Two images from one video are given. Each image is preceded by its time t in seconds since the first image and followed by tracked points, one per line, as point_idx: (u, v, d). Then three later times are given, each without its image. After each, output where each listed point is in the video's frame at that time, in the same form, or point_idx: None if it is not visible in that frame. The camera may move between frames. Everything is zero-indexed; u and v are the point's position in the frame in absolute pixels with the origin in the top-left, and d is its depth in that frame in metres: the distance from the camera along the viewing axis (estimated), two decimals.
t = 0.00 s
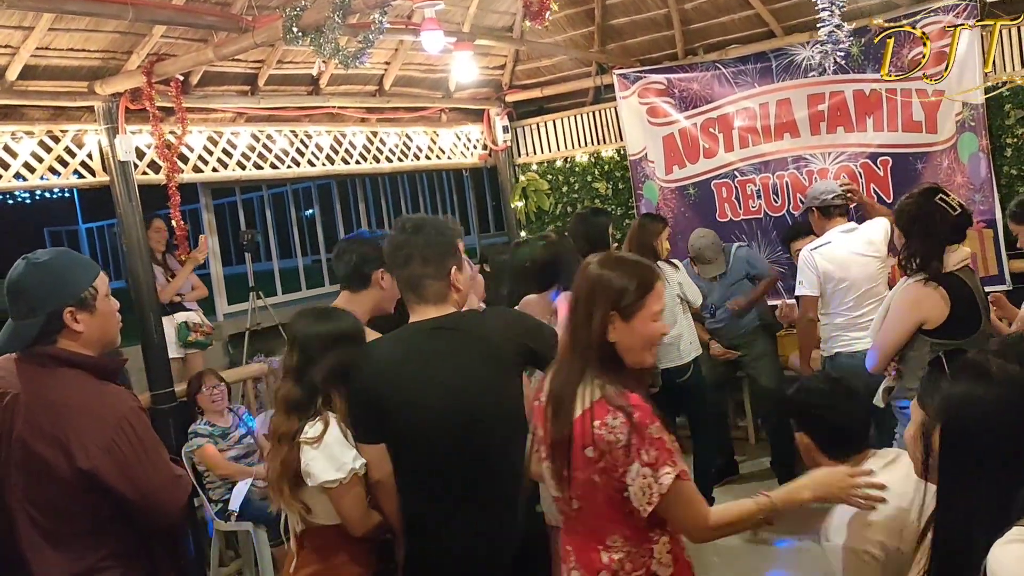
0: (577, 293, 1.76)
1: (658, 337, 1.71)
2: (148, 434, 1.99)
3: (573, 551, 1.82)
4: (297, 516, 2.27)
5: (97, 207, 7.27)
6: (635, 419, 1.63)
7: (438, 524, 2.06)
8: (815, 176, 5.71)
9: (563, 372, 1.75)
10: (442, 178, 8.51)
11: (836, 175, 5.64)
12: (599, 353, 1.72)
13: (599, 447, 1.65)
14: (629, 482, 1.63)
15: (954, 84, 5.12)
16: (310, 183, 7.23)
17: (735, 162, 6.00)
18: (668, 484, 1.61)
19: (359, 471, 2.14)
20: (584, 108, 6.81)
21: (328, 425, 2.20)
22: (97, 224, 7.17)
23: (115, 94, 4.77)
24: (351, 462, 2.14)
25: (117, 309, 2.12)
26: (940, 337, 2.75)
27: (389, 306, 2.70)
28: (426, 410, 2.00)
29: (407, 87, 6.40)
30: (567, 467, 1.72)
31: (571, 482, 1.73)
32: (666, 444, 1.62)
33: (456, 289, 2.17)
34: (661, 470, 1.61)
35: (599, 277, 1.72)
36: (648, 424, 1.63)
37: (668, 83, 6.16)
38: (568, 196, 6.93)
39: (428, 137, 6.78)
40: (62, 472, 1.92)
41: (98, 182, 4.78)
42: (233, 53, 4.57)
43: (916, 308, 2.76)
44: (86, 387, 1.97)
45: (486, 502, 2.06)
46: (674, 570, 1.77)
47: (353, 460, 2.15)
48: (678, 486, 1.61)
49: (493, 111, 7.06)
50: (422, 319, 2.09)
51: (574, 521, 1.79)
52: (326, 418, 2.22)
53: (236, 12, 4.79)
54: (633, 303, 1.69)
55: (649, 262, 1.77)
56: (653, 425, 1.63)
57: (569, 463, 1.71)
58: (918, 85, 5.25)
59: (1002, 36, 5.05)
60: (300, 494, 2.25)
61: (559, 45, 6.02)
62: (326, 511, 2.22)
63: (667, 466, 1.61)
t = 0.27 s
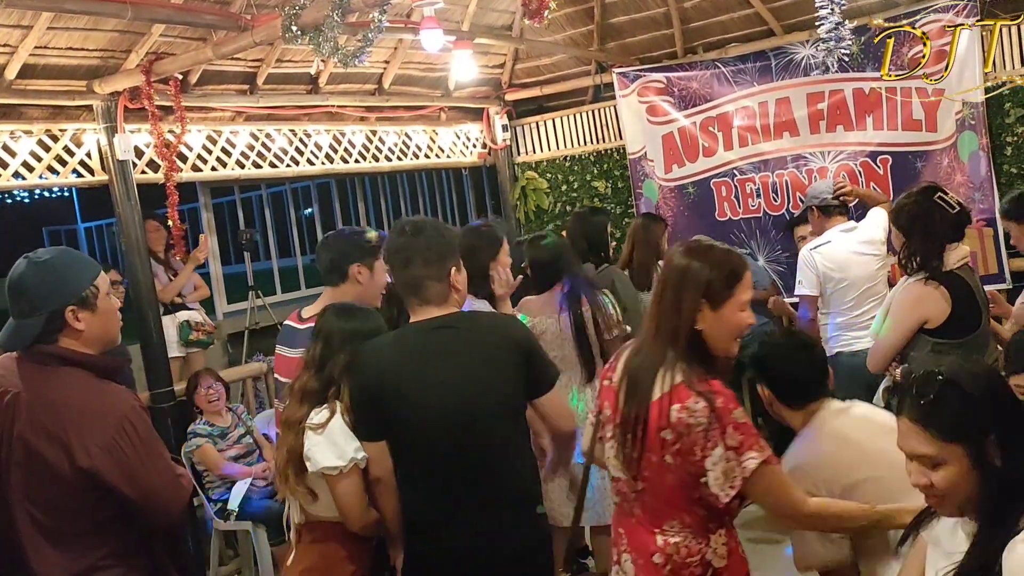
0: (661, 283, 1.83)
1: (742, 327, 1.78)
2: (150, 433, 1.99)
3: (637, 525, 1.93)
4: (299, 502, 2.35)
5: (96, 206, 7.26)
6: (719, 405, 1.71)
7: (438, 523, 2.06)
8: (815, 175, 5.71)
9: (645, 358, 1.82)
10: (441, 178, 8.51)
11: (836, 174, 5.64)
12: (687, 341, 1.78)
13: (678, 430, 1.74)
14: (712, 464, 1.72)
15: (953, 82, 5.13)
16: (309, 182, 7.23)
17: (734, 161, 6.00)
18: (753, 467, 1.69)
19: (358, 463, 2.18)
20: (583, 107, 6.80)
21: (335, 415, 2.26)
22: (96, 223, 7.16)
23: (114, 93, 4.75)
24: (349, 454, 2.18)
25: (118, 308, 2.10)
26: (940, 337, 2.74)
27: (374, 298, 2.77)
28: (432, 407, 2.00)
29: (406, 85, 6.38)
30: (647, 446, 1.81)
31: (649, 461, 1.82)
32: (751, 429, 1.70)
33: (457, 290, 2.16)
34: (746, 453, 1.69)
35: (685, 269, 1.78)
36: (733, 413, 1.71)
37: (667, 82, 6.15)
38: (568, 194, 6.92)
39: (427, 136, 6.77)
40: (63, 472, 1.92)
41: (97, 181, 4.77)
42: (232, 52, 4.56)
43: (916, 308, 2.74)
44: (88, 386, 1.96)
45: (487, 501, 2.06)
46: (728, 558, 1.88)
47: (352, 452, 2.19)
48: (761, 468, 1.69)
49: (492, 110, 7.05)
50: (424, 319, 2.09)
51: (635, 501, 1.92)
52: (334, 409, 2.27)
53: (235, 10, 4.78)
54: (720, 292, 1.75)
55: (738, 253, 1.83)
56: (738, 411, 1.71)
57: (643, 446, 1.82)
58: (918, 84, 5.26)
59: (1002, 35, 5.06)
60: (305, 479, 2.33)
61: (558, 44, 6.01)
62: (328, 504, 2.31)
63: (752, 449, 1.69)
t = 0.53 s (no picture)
0: (706, 279, 1.85)
1: (785, 323, 1.79)
2: (150, 432, 2.00)
3: (659, 515, 1.93)
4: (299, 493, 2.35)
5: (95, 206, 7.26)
6: (764, 396, 1.73)
7: (433, 521, 2.06)
8: (813, 175, 5.72)
9: (689, 352, 1.84)
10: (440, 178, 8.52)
11: (834, 174, 5.65)
12: (735, 337, 1.79)
13: (720, 421, 1.75)
14: (760, 453, 1.73)
15: (951, 82, 5.13)
16: (307, 182, 7.24)
17: (731, 161, 6.01)
18: (805, 454, 1.71)
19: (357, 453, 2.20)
20: (582, 107, 6.81)
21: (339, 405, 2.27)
22: (95, 223, 7.17)
23: (112, 93, 4.76)
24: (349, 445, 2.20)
25: (118, 308, 2.11)
26: (938, 337, 2.69)
27: (352, 290, 2.79)
28: (436, 404, 2.00)
29: (405, 85, 6.39)
30: (683, 436, 1.80)
31: (682, 452, 1.82)
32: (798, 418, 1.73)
33: (457, 288, 2.17)
34: (798, 441, 1.71)
35: (730, 266, 1.80)
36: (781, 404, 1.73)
37: (666, 82, 6.15)
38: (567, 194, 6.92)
39: (426, 136, 6.77)
40: (63, 471, 1.92)
41: (96, 181, 4.78)
42: (230, 52, 4.56)
43: (915, 307, 2.71)
44: (88, 385, 1.97)
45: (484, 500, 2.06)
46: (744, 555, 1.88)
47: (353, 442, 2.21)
48: (816, 458, 1.70)
49: (491, 110, 7.05)
50: (423, 316, 2.09)
51: (658, 490, 1.92)
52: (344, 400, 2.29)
53: (233, 10, 4.78)
54: (763, 289, 1.77)
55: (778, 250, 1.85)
56: (784, 402, 1.73)
57: (679, 435, 1.81)
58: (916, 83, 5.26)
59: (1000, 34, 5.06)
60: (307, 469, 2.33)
61: (557, 44, 6.01)
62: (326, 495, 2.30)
63: (802, 438, 1.71)
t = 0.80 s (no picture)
0: (691, 283, 1.85)
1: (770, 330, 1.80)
2: (152, 433, 2.00)
3: (640, 518, 1.93)
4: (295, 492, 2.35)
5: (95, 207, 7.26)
6: (740, 400, 1.73)
7: (431, 522, 2.06)
8: (813, 175, 5.72)
9: (668, 355, 1.84)
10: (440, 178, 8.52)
11: (834, 174, 5.65)
12: (716, 342, 1.79)
13: (696, 424, 1.75)
14: (733, 459, 1.73)
15: (951, 82, 5.13)
16: (307, 182, 7.24)
17: (731, 161, 6.01)
18: (776, 461, 1.71)
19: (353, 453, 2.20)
20: (582, 107, 6.81)
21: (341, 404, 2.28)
22: (95, 223, 7.17)
23: (112, 93, 4.76)
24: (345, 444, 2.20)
25: (120, 308, 2.11)
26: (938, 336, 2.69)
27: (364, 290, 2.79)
28: (438, 401, 2.01)
29: (405, 85, 6.39)
30: (660, 439, 1.81)
31: (660, 454, 1.82)
32: (774, 425, 1.73)
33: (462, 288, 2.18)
34: (769, 447, 1.71)
35: (717, 271, 1.81)
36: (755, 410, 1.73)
37: (666, 82, 6.15)
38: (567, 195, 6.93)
39: (426, 136, 6.77)
40: (64, 470, 1.92)
41: (96, 181, 4.78)
42: (230, 52, 4.57)
43: (915, 306, 2.70)
44: (91, 385, 1.97)
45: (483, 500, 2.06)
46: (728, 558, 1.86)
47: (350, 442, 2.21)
48: (785, 465, 1.71)
49: (490, 110, 7.04)
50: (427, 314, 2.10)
51: (641, 491, 1.92)
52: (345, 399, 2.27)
53: (233, 11, 4.78)
54: (747, 297, 1.78)
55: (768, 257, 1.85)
56: (759, 409, 1.74)
57: (658, 438, 1.82)
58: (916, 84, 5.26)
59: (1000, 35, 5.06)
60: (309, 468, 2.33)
61: (557, 44, 6.01)
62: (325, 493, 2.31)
63: (775, 445, 1.71)
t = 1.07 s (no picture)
0: (676, 291, 1.85)
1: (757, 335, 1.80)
2: (159, 433, 2.00)
3: (641, 528, 1.93)
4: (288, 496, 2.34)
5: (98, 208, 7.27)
6: (727, 407, 1.73)
7: (434, 523, 2.06)
8: (816, 177, 5.72)
9: (655, 364, 1.84)
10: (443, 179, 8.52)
11: (837, 175, 5.64)
12: (703, 349, 1.79)
13: (686, 433, 1.75)
14: (725, 466, 1.73)
15: (955, 83, 5.12)
16: (311, 184, 7.25)
17: (735, 163, 6.01)
18: (767, 465, 1.70)
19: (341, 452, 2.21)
20: (585, 108, 6.80)
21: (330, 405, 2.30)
22: (98, 225, 7.17)
23: (116, 95, 4.77)
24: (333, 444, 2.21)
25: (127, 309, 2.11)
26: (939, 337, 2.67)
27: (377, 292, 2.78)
28: (437, 404, 2.01)
29: (408, 87, 6.39)
30: (652, 449, 1.81)
31: (653, 464, 1.82)
32: (763, 429, 1.72)
33: (467, 291, 2.18)
34: (760, 453, 1.71)
35: (702, 277, 1.80)
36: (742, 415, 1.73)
37: (669, 83, 6.15)
38: (570, 196, 6.92)
39: (429, 138, 6.78)
40: (70, 471, 1.92)
41: (100, 183, 4.79)
42: (234, 54, 4.57)
43: (916, 305, 2.68)
44: (98, 386, 1.97)
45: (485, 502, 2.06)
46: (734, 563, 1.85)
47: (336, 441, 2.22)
48: (777, 469, 1.70)
49: (494, 111, 7.04)
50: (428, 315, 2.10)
51: (639, 501, 1.92)
52: (337, 400, 2.29)
53: (237, 12, 4.79)
54: (734, 302, 1.77)
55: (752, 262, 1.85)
56: (748, 414, 1.73)
57: (650, 449, 1.81)
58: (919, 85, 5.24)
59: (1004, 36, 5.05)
60: (299, 473, 2.32)
61: (560, 46, 6.01)
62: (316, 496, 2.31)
63: (765, 450, 1.71)
